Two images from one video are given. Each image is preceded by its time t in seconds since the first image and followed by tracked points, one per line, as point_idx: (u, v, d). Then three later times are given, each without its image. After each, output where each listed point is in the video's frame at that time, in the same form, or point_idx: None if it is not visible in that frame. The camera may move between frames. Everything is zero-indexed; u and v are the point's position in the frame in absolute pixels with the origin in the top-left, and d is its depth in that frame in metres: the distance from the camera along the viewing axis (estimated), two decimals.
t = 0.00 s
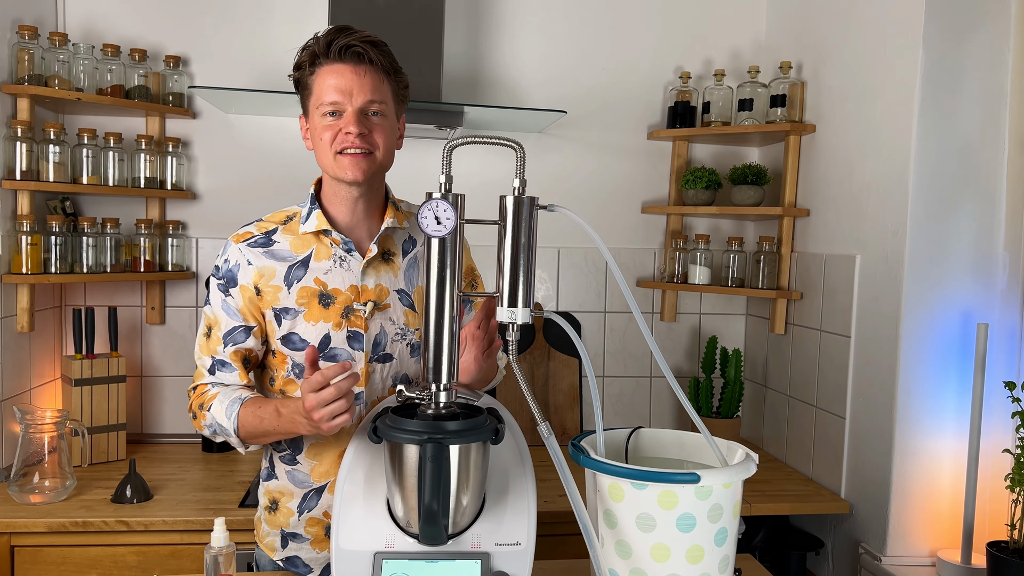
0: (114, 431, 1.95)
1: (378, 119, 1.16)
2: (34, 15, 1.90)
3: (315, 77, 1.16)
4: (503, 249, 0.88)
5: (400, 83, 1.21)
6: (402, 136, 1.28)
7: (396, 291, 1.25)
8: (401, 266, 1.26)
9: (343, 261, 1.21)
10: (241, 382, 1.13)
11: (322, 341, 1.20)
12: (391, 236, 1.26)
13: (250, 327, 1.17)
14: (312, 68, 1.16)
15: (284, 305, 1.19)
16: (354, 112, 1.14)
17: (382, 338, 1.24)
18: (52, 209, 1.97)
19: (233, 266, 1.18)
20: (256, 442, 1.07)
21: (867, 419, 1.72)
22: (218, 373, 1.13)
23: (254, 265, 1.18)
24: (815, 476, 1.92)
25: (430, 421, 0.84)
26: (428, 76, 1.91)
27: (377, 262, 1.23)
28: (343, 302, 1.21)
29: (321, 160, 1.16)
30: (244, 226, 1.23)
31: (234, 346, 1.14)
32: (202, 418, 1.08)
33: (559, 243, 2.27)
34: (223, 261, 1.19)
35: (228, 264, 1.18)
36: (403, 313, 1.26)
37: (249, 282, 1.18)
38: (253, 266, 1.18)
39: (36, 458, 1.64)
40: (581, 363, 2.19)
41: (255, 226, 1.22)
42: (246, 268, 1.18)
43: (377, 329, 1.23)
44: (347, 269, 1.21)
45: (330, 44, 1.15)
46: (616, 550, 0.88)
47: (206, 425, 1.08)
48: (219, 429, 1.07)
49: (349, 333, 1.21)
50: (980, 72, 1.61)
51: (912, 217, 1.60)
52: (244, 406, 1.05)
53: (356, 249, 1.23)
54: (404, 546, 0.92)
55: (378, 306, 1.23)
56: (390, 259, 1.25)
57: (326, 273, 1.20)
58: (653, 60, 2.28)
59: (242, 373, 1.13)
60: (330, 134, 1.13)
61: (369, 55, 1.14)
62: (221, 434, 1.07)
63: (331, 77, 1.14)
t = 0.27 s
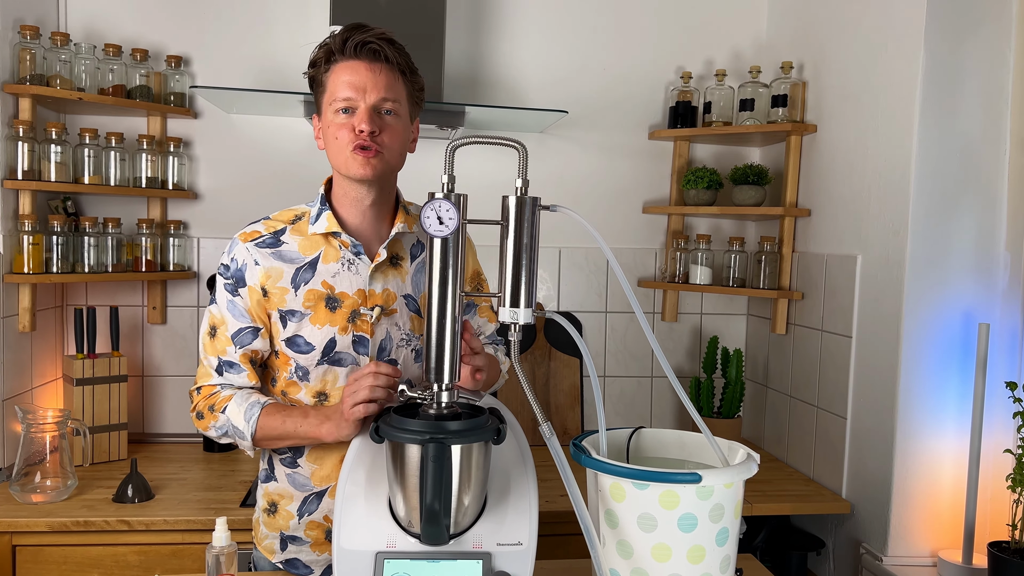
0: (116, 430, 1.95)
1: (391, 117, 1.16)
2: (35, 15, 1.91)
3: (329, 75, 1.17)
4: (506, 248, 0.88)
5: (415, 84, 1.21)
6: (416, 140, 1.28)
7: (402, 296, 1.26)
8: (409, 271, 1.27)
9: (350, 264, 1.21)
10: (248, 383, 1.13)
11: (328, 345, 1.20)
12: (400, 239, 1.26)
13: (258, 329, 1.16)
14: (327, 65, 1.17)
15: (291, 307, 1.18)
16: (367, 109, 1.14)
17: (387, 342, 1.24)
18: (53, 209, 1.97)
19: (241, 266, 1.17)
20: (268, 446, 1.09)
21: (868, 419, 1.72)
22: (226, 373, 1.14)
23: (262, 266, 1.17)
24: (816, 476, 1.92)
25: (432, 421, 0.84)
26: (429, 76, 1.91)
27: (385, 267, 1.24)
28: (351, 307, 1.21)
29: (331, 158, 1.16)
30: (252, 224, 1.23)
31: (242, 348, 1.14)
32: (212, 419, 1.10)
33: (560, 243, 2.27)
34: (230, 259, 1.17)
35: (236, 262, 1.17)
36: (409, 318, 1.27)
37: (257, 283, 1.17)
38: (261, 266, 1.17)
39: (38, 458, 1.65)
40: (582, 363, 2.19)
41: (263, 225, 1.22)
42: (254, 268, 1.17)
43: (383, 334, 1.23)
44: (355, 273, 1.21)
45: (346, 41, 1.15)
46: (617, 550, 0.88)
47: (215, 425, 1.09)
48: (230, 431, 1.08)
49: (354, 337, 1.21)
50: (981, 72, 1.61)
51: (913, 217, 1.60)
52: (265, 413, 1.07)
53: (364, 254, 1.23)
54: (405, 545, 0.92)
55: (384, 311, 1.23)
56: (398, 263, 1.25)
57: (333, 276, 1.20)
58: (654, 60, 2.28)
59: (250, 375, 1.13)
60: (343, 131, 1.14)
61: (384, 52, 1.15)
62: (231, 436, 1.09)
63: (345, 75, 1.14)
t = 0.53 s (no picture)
0: (116, 430, 1.95)
1: (390, 116, 1.16)
2: (37, 15, 1.91)
3: (328, 77, 1.17)
4: (505, 248, 0.89)
5: (413, 82, 1.22)
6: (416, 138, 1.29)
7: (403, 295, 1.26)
8: (410, 270, 1.27)
9: (352, 262, 1.21)
10: (247, 381, 1.13)
11: (331, 342, 1.20)
12: (400, 238, 1.27)
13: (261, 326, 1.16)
14: (325, 68, 1.17)
15: (294, 305, 1.18)
16: (367, 108, 1.14)
17: (388, 340, 1.25)
18: (54, 209, 1.97)
19: (244, 263, 1.16)
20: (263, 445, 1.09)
21: (869, 419, 1.72)
22: (224, 371, 1.13)
23: (265, 263, 1.17)
24: (817, 477, 1.92)
25: (432, 421, 0.84)
26: (430, 77, 1.91)
27: (387, 265, 1.24)
28: (353, 305, 1.21)
29: (333, 158, 1.17)
30: (253, 222, 1.22)
31: (243, 345, 1.14)
32: (207, 417, 1.08)
33: (561, 243, 2.27)
34: (232, 256, 1.16)
35: (238, 259, 1.16)
36: (410, 316, 1.27)
37: (260, 280, 1.16)
38: (264, 263, 1.16)
39: (39, 457, 1.65)
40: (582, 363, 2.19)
41: (266, 222, 1.22)
42: (257, 265, 1.16)
43: (384, 332, 1.24)
44: (357, 271, 1.21)
45: (343, 43, 1.16)
46: (617, 550, 0.88)
47: (210, 423, 1.08)
48: (226, 430, 1.08)
49: (356, 334, 1.21)
50: (982, 72, 1.61)
51: (914, 217, 1.60)
52: (262, 413, 1.06)
53: (367, 251, 1.23)
54: (405, 545, 0.93)
55: (385, 309, 1.24)
56: (399, 262, 1.26)
57: (336, 274, 1.20)
58: (654, 60, 2.28)
59: (248, 373, 1.13)
60: (343, 131, 1.14)
61: (382, 52, 1.15)
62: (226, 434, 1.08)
63: (344, 76, 1.15)
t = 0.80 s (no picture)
0: (116, 430, 1.95)
1: (383, 121, 1.16)
2: (37, 16, 1.91)
3: (316, 83, 1.16)
4: (505, 249, 0.89)
5: (396, 84, 1.22)
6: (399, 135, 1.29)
7: (396, 290, 1.27)
8: (402, 266, 1.28)
9: (345, 259, 1.22)
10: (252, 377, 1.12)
11: (326, 337, 1.21)
12: (392, 235, 1.27)
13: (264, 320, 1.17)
14: (313, 74, 1.15)
15: (289, 301, 1.18)
16: (362, 116, 1.14)
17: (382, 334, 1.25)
18: (54, 209, 1.97)
19: (239, 261, 1.16)
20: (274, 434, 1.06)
21: (868, 420, 1.72)
22: (229, 369, 1.12)
23: (259, 260, 1.17)
24: (817, 477, 1.92)
25: (432, 421, 0.84)
26: (430, 77, 1.91)
27: (379, 261, 1.25)
28: (346, 300, 1.22)
29: (327, 165, 1.17)
30: (246, 224, 1.22)
31: (249, 339, 1.14)
32: (214, 416, 1.06)
33: (560, 244, 2.28)
34: (227, 256, 1.16)
35: (233, 258, 1.16)
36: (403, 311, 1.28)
37: (255, 277, 1.16)
38: (259, 260, 1.17)
39: (38, 458, 1.65)
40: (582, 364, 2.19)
41: (259, 224, 1.22)
42: (252, 262, 1.17)
43: (378, 326, 1.24)
44: (349, 267, 1.22)
45: (330, 49, 1.14)
46: (617, 551, 0.88)
47: (218, 421, 1.06)
48: (233, 425, 1.05)
49: (351, 329, 1.23)
50: (981, 73, 1.61)
51: (913, 218, 1.60)
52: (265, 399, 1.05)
53: (359, 247, 1.24)
54: (405, 545, 0.93)
55: (379, 303, 1.24)
56: (391, 258, 1.26)
57: (329, 271, 1.21)
58: (654, 61, 2.28)
59: (253, 369, 1.12)
60: (338, 139, 1.14)
61: (371, 58, 1.15)
62: (235, 430, 1.05)
63: (335, 83, 1.13)
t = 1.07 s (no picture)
0: (115, 431, 1.95)
1: (370, 122, 1.18)
2: (36, 16, 1.91)
3: (300, 86, 1.17)
4: (503, 249, 0.88)
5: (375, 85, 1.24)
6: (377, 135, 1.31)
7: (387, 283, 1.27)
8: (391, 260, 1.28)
9: (335, 255, 1.23)
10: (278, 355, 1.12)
11: (321, 330, 1.21)
12: (379, 230, 1.28)
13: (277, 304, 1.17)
14: (297, 78, 1.16)
15: (285, 293, 1.17)
16: (349, 117, 1.15)
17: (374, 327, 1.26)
18: (53, 210, 1.97)
19: (237, 257, 1.16)
20: (317, 398, 1.02)
21: (867, 420, 1.72)
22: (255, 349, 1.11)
23: (256, 254, 1.17)
24: (816, 478, 1.92)
25: (430, 421, 0.84)
26: (429, 78, 1.91)
27: (368, 255, 1.26)
28: (338, 294, 1.22)
29: (316, 166, 1.17)
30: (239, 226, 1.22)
31: (271, 320, 1.14)
32: (249, 393, 1.03)
33: (560, 244, 2.28)
34: (225, 253, 1.16)
35: (231, 254, 1.16)
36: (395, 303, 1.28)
37: (256, 270, 1.16)
38: (256, 254, 1.16)
39: (37, 458, 1.65)
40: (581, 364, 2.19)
41: (251, 225, 1.22)
42: (249, 257, 1.16)
43: (370, 319, 1.25)
44: (339, 262, 1.23)
45: (313, 53, 1.15)
46: (616, 551, 0.88)
47: (255, 398, 1.02)
48: (272, 397, 1.02)
49: (344, 322, 1.24)
50: (980, 75, 1.61)
51: (912, 218, 1.60)
52: (301, 364, 1.02)
53: (348, 243, 1.25)
54: (404, 546, 0.93)
55: (370, 296, 1.25)
56: (380, 253, 1.27)
57: (320, 266, 1.21)
58: (653, 61, 2.28)
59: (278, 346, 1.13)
60: (327, 141, 1.14)
61: (355, 61, 1.16)
62: (277, 403, 1.02)
63: (321, 86, 1.14)
